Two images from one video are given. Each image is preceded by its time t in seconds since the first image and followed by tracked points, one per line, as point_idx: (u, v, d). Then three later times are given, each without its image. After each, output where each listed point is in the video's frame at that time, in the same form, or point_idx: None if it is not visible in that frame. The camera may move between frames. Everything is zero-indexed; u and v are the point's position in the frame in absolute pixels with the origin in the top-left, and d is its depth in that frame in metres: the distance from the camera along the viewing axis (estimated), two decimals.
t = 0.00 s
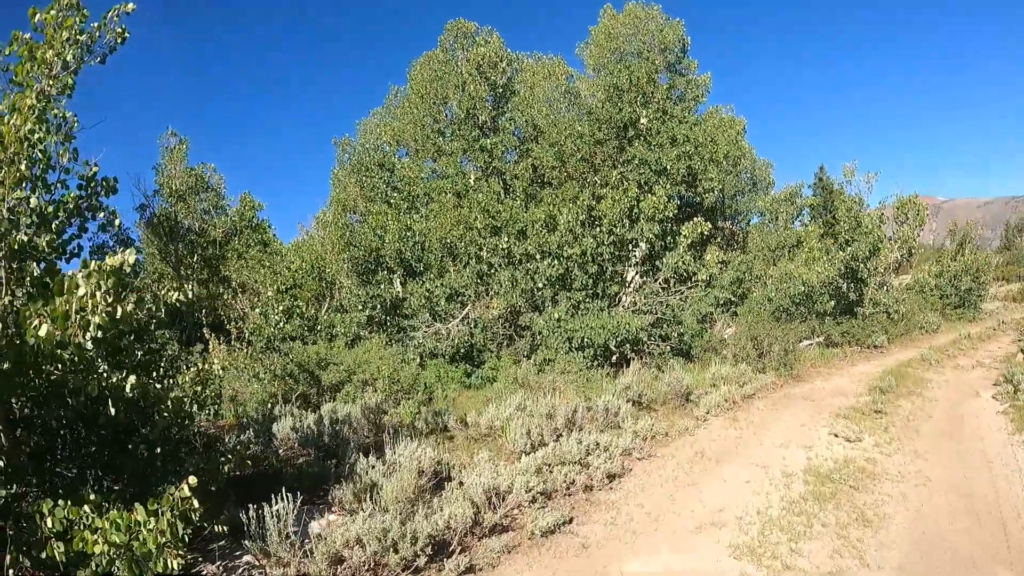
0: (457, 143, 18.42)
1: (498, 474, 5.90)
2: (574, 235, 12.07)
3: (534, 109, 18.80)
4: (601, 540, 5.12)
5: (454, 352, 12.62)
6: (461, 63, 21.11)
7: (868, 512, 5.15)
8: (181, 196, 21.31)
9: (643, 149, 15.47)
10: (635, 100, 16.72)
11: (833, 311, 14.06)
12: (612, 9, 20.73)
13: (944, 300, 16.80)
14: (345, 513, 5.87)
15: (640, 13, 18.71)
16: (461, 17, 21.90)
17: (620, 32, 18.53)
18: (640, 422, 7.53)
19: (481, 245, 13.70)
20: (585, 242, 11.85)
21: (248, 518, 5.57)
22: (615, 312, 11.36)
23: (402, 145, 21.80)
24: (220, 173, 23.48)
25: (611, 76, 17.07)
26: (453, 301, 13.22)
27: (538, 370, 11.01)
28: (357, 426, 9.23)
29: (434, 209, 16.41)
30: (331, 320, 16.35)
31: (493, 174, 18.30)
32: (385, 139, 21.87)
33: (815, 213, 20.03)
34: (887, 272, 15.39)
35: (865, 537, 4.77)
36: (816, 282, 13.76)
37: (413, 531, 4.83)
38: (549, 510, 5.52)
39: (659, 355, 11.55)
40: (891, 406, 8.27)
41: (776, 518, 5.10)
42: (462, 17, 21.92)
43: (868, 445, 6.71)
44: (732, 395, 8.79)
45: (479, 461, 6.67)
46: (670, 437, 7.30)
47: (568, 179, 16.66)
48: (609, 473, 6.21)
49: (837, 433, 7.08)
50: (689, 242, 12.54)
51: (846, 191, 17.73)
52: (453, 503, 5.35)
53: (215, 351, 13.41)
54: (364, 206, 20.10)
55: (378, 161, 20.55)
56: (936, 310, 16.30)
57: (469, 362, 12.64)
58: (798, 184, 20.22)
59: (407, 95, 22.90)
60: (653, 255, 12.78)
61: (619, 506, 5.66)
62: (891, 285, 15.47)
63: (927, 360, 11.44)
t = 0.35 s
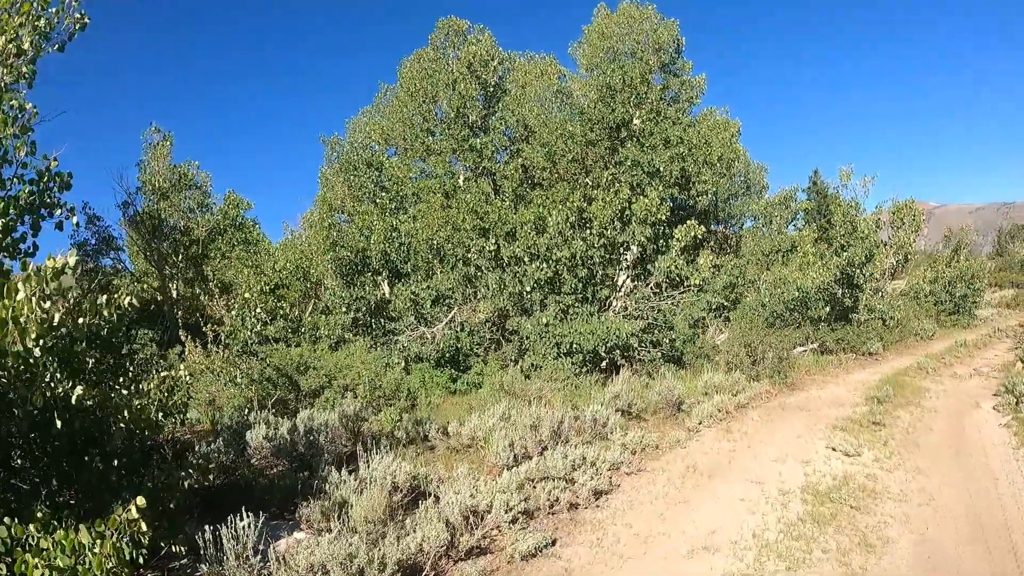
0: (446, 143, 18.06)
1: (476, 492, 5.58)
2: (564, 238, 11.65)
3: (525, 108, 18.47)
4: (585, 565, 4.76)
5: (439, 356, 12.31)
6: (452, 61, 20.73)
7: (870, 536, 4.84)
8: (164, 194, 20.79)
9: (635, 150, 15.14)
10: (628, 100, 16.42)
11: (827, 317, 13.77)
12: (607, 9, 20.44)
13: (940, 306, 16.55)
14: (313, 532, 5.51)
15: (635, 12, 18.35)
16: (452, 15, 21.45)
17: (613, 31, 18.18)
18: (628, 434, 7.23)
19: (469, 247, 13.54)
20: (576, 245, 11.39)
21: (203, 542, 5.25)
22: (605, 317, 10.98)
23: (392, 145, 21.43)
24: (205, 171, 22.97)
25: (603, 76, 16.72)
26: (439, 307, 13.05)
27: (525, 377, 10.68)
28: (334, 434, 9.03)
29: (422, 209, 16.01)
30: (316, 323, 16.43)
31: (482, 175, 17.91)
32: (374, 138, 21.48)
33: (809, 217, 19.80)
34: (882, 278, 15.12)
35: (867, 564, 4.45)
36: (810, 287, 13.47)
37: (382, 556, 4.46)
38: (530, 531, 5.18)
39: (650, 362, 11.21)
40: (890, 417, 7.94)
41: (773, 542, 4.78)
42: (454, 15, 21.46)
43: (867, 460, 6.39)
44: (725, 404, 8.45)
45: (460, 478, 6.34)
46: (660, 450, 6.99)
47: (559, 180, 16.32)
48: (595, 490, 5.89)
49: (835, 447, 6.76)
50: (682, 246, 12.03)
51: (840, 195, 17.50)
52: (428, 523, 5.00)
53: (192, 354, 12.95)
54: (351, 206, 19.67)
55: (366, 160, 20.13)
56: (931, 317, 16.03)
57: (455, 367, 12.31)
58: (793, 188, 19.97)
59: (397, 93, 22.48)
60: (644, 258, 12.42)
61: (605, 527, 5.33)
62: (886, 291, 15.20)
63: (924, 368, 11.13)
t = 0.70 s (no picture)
0: (430, 141, 17.53)
1: (445, 516, 5.12)
2: (549, 239, 11.09)
3: (510, 103, 18.01)
4: None
5: (418, 361, 11.79)
6: (438, 59, 20.31)
7: (876, 566, 4.42)
8: (140, 191, 20.06)
9: (624, 149, 14.69)
10: (617, 98, 16.08)
11: (819, 321, 13.43)
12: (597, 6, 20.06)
13: (932, 310, 16.28)
14: (266, 561, 5.04)
15: (625, 8, 17.96)
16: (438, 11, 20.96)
17: (602, 27, 17.80)
18: (613, 448, 6.78)
19: (452, 247, 13.17)
20: (561, 246, 10.77)
21: (137, 568, 4.69)
22: (591, 321, 10.43)
23: (376, 143, 20.89)
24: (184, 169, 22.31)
25: (591, 73, 16.32)
26: (419, 309, 12.66)
27: (507, 384, 10.25)
28: (302, 445, 8.54)
29: (405, 209, 15.45)
30: (294, 326, 16.53)
31: (469, 174, 17.80)
32: (357, 136, 20.97)
33: (800, 219, 19.49)
34: (876, 283, 14.77)
35: None
36: (804, 291, 13.09)
37: None
38: (504, 562, 4.72)
39: (637, 368, 10.76)
40: (890, 427, 7.52)
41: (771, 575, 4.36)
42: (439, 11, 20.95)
43: (868, 477, 5.97)
44: (717, 414, 8.01)
45: (431, 499, 5.86)
46: (647, 466, 6.55)
47: (546, 180, 15.90)
48: (575, 512, 5.44)
49: (833, 462, 6.33)
50: (672, 247, 11.44)
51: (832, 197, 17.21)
52: (389, 553, 4.51)
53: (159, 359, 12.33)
54: (333, 205, 19.12)
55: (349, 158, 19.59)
56: (924, 321, 15.72)
57: (435, 372, 11.83)
58: (785, 189, 19.64)
59: (381, 90, 21.94)
60: (632, 260, 11.91)
61: (587, 556, 4.88)
62: (879, 295, 14.86)
63: (921, 374, 10.75)
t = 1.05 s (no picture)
0: (407, 138, 16.91)
1: (397, 550, 4.55)
2: (528, 241, 10.46)
3: (491, 100, 17.43)
4: None
5: (389, 368, 11.82)
6: (418, 54, 19.70)
7: None
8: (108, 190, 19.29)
9: (608, 147, 14.18)
10: (602, 94, 15.23)
11: (807, 326, 13.11)
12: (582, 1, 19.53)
13: (923, 315, 15.93)
14: None
15: (610, 3, 17.46)
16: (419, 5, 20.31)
17: (587, 23, 17.28)
18: (589, 468, 6.25)
19: (426, 249, 12.40)
20: (540, 247, 10.19)
21: None
22: (570, 326, 9.89)
23: (354, 142, 20.06)
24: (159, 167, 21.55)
25: (575, 69, 15.77)
26: (391, 314, 12.59)
27: (482, 392, 9.68)
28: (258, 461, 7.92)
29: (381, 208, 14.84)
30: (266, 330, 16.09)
31: (448, 174, 17.27)
32: (335, 134, 20.33)
33: (789, 221, 19.13)
34: (867, 286, 14.37)
35: None
36: (793, 294, 12.72)
37: None
38: None
39: (619, 375, 10.25)
40: (889, 440, 7.03)
41: None
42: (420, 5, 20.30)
43: (869, 499, 5.46)
44: (704, 425, 7.47)
45: (386, 527, 5.28)
46: (627, 486, 6.02)
47: (528, 179, 15.37)
48: (546, 543, 4.88)
49: (830, 481, 5.82)
50: (657, 248, 10.87)
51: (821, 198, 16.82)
52: None
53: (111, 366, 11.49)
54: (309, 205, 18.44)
55: (326, 156, 18.93)
56: (915, 326, 15.35)
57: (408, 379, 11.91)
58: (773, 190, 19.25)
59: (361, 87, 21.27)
60: (616, 263, 11.29)
61: None
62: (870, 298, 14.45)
63: (916, 381, 10.30)
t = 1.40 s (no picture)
0: (379, 133, 16.24)
1: None
2: (499, 239, 9.77)
3: (466, 95, 16.80)
4: None
5: (355, 374, 11.45)
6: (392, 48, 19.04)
7: None
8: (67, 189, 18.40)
9: (586, 142, 13.63)
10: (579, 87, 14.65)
11: (795, 326, 12.59)
12: None
13: (911, 314, 15.56)
14: None
15: None
16: None
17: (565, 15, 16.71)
18: (560, 489, 5.64)
19: (394, 248, 11.74)
20: (510, 246, 9.56)
21: None
22: (543, 329, 9.29)
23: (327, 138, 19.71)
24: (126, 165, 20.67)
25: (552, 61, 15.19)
26: (358, 317, 12.03)
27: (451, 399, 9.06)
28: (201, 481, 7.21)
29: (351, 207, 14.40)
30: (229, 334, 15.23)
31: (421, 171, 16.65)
32: (307, 131, 19.61)
33: (773, 219, 18.71)
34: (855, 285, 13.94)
35: None
36: (779, 293, 12.20)
37: None
38: None
39: (596, 381, 9.65)
40: (885, 452, 6.49)
41: None
42: None
43: (868, 522, 4.91)
44: (687, 437, 6.89)
45: (326, 563, 4.63)
46: (600, 510, 5.43)
47: (504, 175, 14.79)
48: None
49: (824, 501, 5.28)
50: (637, 247, 10.26)
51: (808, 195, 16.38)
52: None
53: (55, 375, 10.72)
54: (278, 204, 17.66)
55: (296, 154, 18.19)
56: (903, 326, 14.96)
57: (376, 387, 11.40)
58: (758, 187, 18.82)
59: (333, 81, 20.52)
60: (595, 262, 10.68)
61: None
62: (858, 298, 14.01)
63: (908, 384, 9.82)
